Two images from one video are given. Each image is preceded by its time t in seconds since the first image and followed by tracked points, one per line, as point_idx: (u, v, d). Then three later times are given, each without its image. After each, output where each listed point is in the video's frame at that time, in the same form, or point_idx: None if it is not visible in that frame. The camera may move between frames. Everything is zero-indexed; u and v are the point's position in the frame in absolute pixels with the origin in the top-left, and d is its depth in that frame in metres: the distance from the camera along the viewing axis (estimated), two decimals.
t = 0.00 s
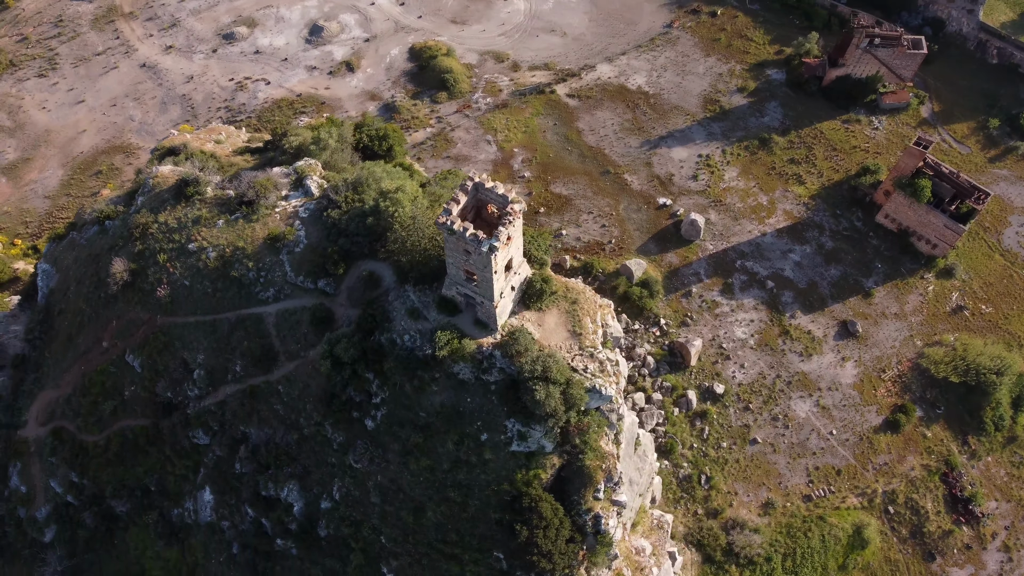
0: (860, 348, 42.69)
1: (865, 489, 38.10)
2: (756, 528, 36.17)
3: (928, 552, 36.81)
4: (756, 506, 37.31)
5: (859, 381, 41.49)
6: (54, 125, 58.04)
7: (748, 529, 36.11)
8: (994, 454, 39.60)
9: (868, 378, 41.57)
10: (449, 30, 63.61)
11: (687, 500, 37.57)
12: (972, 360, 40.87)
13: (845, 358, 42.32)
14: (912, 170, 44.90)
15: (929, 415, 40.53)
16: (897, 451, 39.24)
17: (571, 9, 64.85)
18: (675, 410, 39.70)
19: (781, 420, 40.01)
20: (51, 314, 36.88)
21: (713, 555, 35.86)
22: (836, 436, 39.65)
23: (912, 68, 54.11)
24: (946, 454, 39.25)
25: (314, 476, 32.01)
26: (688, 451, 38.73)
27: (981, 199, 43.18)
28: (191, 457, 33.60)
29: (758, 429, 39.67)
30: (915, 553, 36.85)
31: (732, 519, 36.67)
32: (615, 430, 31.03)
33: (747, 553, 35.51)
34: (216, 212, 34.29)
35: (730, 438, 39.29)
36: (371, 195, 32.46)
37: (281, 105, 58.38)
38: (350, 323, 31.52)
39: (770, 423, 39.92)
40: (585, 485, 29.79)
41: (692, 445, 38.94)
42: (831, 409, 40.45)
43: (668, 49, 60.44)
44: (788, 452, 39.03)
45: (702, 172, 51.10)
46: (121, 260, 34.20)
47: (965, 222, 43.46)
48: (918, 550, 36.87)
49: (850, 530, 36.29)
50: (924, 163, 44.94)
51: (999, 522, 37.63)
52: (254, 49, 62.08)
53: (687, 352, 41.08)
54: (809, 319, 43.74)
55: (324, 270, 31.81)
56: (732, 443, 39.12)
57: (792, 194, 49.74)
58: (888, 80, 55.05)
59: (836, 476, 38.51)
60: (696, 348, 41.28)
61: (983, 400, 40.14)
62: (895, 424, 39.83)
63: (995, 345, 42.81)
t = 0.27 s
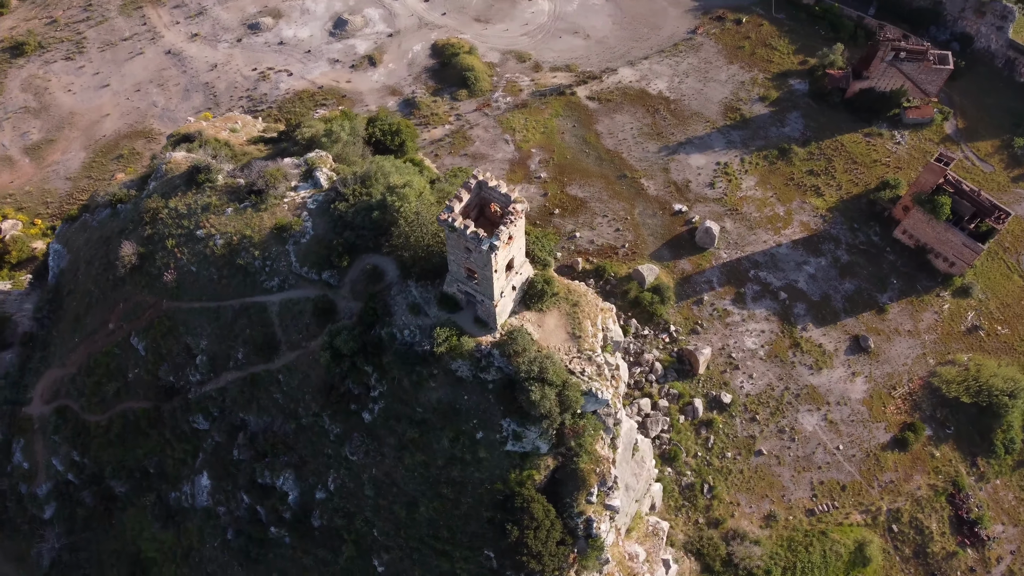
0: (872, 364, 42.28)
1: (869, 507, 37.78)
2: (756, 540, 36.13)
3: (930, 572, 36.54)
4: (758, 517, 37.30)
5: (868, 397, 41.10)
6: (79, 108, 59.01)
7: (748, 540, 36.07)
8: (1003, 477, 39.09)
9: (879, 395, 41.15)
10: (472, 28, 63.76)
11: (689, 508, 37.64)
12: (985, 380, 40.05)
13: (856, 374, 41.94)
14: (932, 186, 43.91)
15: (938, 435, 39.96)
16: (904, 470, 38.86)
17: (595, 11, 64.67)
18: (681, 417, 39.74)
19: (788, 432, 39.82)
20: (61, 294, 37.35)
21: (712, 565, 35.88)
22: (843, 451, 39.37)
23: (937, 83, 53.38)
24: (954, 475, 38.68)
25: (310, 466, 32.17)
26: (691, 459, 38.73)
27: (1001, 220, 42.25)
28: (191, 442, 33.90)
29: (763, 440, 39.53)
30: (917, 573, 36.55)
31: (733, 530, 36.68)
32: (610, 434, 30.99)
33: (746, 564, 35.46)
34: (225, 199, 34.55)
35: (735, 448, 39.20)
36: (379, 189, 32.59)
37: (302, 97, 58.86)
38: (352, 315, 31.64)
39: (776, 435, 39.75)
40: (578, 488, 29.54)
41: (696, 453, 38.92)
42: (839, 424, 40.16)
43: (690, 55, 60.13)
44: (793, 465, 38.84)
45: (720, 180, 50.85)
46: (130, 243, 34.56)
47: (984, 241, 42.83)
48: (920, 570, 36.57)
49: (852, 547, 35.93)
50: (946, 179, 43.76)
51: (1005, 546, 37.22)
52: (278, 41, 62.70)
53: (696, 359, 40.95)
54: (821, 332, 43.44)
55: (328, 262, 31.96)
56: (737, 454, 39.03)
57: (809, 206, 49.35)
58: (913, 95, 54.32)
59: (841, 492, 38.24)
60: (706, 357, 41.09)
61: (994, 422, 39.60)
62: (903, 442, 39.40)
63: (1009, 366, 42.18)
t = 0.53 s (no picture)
0: (884, 383, 41.86)
1: (873, 527, 37.39)
2: (756, 554, 35.98)
3: None
4: (760, 531, 37.14)
5: (878, 416, 40.73)
6: (108, 89, 60.04)
7: (749, 554, 35.93)
8: (1013, 505, 38.39)
9: (889, 414, 40.77)
10: (499, 27, 63.93)
11: (691, 519, 37.53)
12: (999, 406, 39.53)
13: (867, 392, 41.54)
14: (955, 207, 43.60)
15: (948, 458, 39.51)
16: (911, 492, 38.43)
17: (624, 14, 64.42)
18: (687, 426, 39.64)
19: (795, 447, 39.57)
20: (73, 272, 37.88)
21: None
22: (849, 469, 39.05)
23: (967, 102, 52.07)
24: (962, 500, 38.19)
25: (306, 454, 32.39)
26: (696, 469, 38.65)
27: None
28: (192, 424, 34.26)
29: (769, 454, 39.32)
30: None
31: (733, 542, 36.54)
32: (606, 439, 30.78)
33: None
34: (237, 186, 34.85)
35: (741, 460, 39.01)
36: (388, 182, 32.72)
37: (327, 89, 59.37)
38: (354, 307, 31.80)
39: (782, 449, 39.52)
40: (571, 491, 29.73)
41: (701, 463, 38.84)
42: (847, 442, 39.85)
43: (717, 63, 59.61)
44: (798, 480, 38.62)
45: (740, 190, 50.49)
46: (141, 225, 34.97)
47: (1005, 264, 41.99)
48: None
49: (853, 565, 35.58)
50: (969, 201, 43.39)
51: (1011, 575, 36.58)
52: (306, 31, 63.29)
53: (705, 370, 40.96)
54: (834, 349, 43.04)
55: (334, 253, 32.12)
56: (741, 466, 38.86)
57: (829, 220, 48.84)
58: (941, 113, 53.42)
59: (845, 510, 37.93)
60: (715, 367, 41.07)
61: (1006, 448, 39.05)
62: (911, 464, 38.95)
63: None
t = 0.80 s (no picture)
0: (896, 404, 41.42)
1: (877, 549, 37.00)
2: (756, 569, 35.80)
3: None
4: (761, 546, 36.90)
5: (888, 437, 40.30)
6: (138, 72, 61.17)
7: (748, 568, 35.77)
8: (1021, 535, 37.76)
9: (899, 436, 40.33)
10: (527, 27, 64.13)
11: (693, 530, 37.20)
12: (1013, 433, 38.87)
13: (878, 412, 41.13)
14: (979, 229, 43.25)
15: (957, 484, 38.99)
16: (917, 515, 37.97)
17: (653, 20, 64.16)
18: (694, 436, 39.42)
19: (801, 464, 39.25)
20: (87, 250, 38.45)
21: None
22: (855, 489, 38.67)
23: (996, 123, 51.01)
24: (968, 526, 37.63)
25: (303, 442, 32.62)
26: (700, 480, 38.36)
27: None
28: (193, 406, 34.63)
29: (775, 469, 39.05)
30: None
31: (733, 556, 36.29)
32: (601, 443, 30.76)
33: None
34: (250, 173, 35.14)
35: (745, 474, 38.79)
36: (398, 176, 32.85)
37: (352, 81, 59.97)
38: (358, 299, 31.96)
39: (788, 464, 39.24)
40: (562, 494, 29.71)
41: (705, 474, 38.52)
42: (855, 461, 39.48)
43: (744, 73, 59.12)
44: (803, 497, 38.31)
45: (760, 202, 50.08)
46: (154, 207, 35.40)
47: None
48: None
49: None
50: (993, 225, 42.94)
51: None
52: (336, 23, 64.09)
53: (715, 380, 40.77)
54: (847, 366, 42.63)
55: (341, 244, 32.30)
56: (746, 479, 38.63)
57: (849, 237, 48.24)
58: (970, 133, 52.66)
59: (849, 530, 37.56)
60: (725, 378, 40.89)
61: (1018, 476, 38.49)
62: (920, 487, 38.44)
63: None
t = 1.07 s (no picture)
0: (907, 426, 40.93)
1: (879, 571, 36.66)
2: None
3: None
4: (761, 561, 36.83)
5: (897, 458, 39.87)
6: (169, 56, 62.41)
7: None
8: None
9: (908, 458, 39.88)
10: (556, 28, 64.30)
11: (693, 541, 37.30)
12: None
13: (888, 433, 40.70)
14: (1001, 253, 42.17)
15: (965, 510, 38.42)
16: (922, 539, 37.51)
17: (683, 26, 63.90)
18: (699, 447, 39.55)
19: (807, 480, 39.04)
20: (102, 229, 39.03)
21: None
22: (860, 509, 38.33)
23: None
24: (974, 554, 37.07)
25: (301, 430, 32.85)
26: (703, 491, 38.42)
27: None
28: (196, 388, 35.01)
29: (780, 484, 38.88)
30: None
31: (732, 568, 36.35)
32: (595, 447, 30.75)
33: None
34: (263, 160, 35.46)
35: (750, 487, 38.70)
36: (409, 171, 33.00)
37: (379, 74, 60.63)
38: (362, 290, 32.14)
39: (794, 480, 39.04)
40: (553, 496, 29.62)
41: (709, 486, 38.63)
42: (861, 480, 39.12)
43: (772, 84, 58.61)
44: (806, 514, 38.10)
45: (780, 215, 49.71)
46: (168, 189, 35.87)
47: None
48: None
49: None
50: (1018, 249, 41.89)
51: None
52: (365, 15, 65.17)
53: (724, 392, 40.56)
54: (859, 385, 42.23)
55: (348, 236, 32.49)
56: (750, 493, 38.55)
57: (869, 254, 47.68)
58: (1000, 156, 51.44)
59: (851, 550, 37.27)
60: (734, 391, 40.64)
61: None
62: (926, 511, 37.96)
63: None
